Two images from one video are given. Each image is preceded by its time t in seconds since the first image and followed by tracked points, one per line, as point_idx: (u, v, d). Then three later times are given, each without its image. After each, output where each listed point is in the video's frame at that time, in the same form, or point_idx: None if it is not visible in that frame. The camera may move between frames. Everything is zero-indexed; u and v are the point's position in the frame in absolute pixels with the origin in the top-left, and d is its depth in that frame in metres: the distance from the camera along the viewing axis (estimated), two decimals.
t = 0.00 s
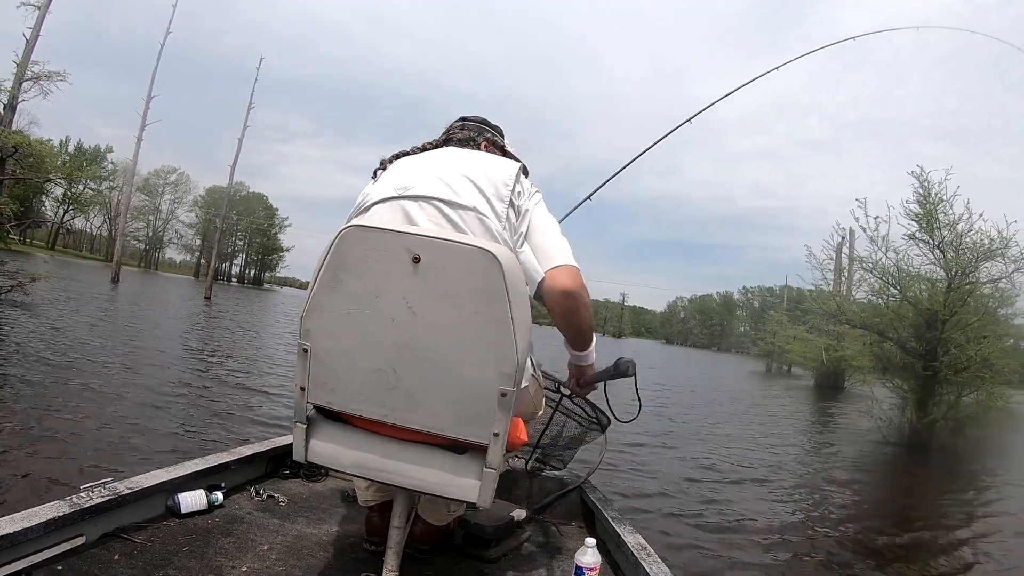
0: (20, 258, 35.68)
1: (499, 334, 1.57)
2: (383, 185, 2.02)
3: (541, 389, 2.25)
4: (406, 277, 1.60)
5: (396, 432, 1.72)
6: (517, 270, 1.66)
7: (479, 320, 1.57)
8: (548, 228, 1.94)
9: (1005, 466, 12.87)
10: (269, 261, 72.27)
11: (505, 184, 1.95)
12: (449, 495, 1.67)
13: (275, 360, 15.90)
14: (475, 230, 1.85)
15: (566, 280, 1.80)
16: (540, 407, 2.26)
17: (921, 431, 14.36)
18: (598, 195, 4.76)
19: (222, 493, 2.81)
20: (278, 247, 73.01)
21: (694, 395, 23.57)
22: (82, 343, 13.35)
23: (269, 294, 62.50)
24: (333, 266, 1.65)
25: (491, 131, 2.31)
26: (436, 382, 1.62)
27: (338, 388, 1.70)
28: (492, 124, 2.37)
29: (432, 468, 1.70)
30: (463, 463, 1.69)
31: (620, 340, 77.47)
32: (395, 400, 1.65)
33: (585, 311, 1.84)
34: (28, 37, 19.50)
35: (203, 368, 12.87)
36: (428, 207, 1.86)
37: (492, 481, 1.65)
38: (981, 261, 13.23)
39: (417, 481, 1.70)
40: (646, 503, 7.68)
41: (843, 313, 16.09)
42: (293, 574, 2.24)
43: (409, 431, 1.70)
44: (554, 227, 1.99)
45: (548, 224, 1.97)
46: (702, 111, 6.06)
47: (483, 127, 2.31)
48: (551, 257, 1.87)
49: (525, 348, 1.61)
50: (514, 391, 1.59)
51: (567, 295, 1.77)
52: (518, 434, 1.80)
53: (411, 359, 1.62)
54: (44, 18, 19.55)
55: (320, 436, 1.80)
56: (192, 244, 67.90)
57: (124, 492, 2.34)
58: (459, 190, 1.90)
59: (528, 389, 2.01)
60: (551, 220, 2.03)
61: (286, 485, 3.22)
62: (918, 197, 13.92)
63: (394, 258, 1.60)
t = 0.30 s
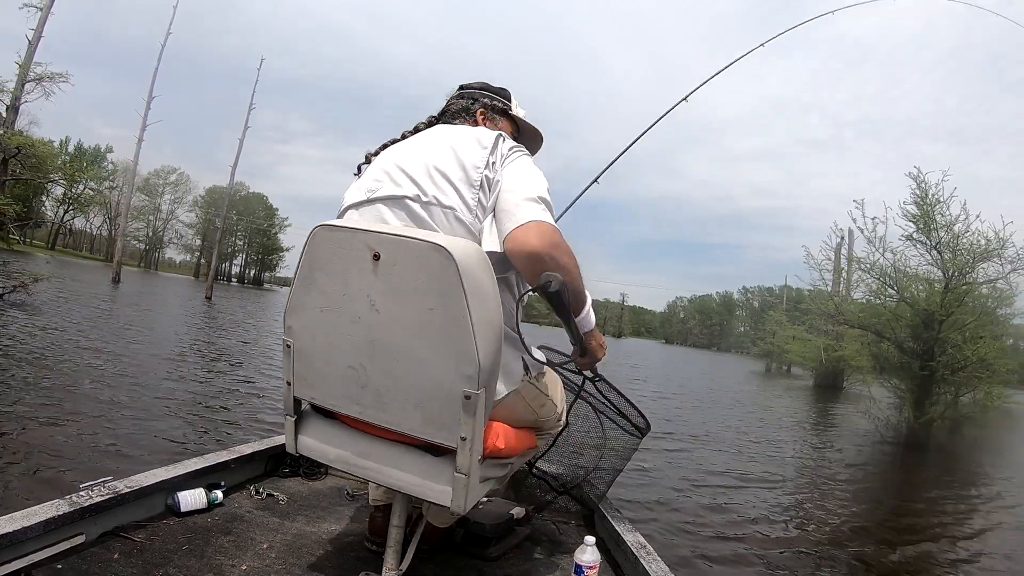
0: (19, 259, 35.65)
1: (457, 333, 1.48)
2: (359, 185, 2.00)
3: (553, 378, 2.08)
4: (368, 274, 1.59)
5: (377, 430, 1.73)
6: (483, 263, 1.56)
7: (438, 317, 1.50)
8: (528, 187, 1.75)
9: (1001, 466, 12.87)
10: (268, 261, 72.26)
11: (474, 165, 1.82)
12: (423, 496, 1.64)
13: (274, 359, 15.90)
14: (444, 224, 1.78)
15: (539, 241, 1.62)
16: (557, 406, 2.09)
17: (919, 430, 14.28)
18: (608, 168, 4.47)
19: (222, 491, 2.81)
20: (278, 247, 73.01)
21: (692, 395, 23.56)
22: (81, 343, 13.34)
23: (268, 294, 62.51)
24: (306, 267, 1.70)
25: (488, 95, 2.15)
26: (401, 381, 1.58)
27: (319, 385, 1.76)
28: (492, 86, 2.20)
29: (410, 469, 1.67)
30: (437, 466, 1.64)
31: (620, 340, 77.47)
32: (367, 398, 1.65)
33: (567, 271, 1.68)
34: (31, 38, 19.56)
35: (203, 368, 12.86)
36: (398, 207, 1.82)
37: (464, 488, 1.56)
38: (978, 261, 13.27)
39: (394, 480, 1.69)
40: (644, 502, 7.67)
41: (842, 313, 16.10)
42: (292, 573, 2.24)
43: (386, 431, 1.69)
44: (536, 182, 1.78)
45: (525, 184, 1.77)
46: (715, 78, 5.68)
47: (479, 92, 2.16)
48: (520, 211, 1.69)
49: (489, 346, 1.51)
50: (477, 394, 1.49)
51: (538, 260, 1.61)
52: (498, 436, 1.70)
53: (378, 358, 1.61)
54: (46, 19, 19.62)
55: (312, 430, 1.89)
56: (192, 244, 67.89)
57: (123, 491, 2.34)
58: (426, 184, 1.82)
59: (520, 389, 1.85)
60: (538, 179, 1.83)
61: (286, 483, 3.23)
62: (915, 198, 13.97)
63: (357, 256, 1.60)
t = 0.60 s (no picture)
0: (19, 259, 35.70)
1: (451, 334, 1.47)
2: (350, 184, 1.99)
3: (554, 380, 2.08)
4: (363, 274, 1.59)
5: (373, 430, 1.73)
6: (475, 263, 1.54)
7: (431, 319, 1.49)
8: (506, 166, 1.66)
9: (998, 465, 12.88)
10: (268, 261, 72.30)
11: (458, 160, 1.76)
12: (419, 496, 1.64)
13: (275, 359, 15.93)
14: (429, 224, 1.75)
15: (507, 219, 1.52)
16: (559, 406, 2.08)
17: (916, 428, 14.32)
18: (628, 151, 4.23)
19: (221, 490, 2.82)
20: (278, 247, 73.03)
21: (692, 394, 23.57)
22: (82, 343, 13.36)
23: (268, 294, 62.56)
24: (304, 267, 1.71)
25: (485, 77, 2.06)
26: (396, 381, 1.58)
27: (315, 384, 1.76)
28: (492, 67, 2.10)
29: (407, 470, 1.67)
30: (434, 466, 1.63)
31: (620, 340, 77.45)
32: (363, 397, 1.65)
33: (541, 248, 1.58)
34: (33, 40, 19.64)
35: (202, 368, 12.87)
36: (384, 207, 1.80)
37: (459, 489, 1.55)
38: (975, 262, 13.28)
39: (391, 480, 1.69)
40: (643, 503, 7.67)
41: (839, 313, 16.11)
42: (292, 571, 2.24)
43: (382, 432, 1.69)
44: (520, 164, 1.69)
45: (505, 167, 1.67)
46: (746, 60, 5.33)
47: (476, 74, 2.07)
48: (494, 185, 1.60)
49: (483, 347, 1.49)
50: (471, 396, 1.48)
51: (510, 239, 1.52)
52: (493, 438, 1.69)
53: (373, 358, 1.61)
54: (49, 22, 19.68)
55: (309, 429, 1.90)
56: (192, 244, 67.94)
57: (123, 489, 2.34)
58: (409, 183, 1.78)
59: (518, 391, 1.84)
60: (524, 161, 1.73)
61: (285, 482, 3.23)
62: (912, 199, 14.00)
63: (352, 255, 1.60)
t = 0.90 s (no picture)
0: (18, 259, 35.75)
1: (446, 334, 1.47)
2: (346, 182, 1.99)
3: (553, 380, 2.07)
4: (357, 274, 1.59)
5: (371, 430, 1.73)
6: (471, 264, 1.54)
7: (426, 318, 1.49)
8: (508, 175, 1.63)
9: (994, 465, 12.91)
10: (268, 261, 72.33)
11: (445, 162, 1.72)
12: (415, 496, 1.64)
13: (275, 359, 15.95)
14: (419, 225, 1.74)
15: (535, 235, 1.51)
16: (558, 405, 2.07)
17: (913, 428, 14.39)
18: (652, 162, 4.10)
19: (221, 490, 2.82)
20: (277, 248, 73.05)
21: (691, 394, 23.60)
22: (82, 343, 13.39)
23: (268, 294, 62.62)
24: (300, 267, 1.71)
25: (482, 72, 2.04)
26: (391, 381, 1.58)
27: (312, 384, 1.77)
28: (491, 61, 2.07)
29: (404, 470, 1.67)
30: (430, 465, 1.63)
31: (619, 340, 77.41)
32: (359, 398, 1.65)
33: (571, 262, 1.54)
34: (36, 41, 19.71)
35: (202, 368, 12.88)
36: (374, 210, 1.82)
37: (454, 488, 1.55)
38: (972, 262, 13.29)
39: (388, 481, 1.69)
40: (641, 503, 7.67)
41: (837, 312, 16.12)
42: (292, 572, 2.24)
43: (379, 431, 1.69)
44: (524, 172, 1.65)
45: (501, 173, 1.64)
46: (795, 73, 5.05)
47: (474, 68, 2.06)
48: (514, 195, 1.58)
49: (477, 348, 1.49)
50: (466, 396, 1.47)
51: (538, 254, 1.50)
52: (490, 437, 1.70)
53: (369, 358, 1.61)
54: (51, 23, 19.74)
55: (307, 429, 1.90)
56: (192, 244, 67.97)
57: (123, 489, 2.34)
58: (396, 187, 1.78)
59: (514, 391, 1.84)
60: (523, 167, 1.68)
61: (285, 482, 3.23)
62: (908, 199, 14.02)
63: (347, 255, 1.60)
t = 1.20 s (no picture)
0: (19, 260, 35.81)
1: (446, 334, 1.46)
2: (347, 185, 1.99)
3: (555, 383, 2.07)
4: (358, 274, 1.59)
5: (371, 431, 1.72)
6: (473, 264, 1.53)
7: (427, 319, 1.48)
8: (512, 183, 1.61)
9: (991, 465, 12.94)
10: (268, 262, 72.40)
11: (444, 163, 1.71)
12: (415, 496, 1.63)
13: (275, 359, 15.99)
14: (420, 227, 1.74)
15: (546, 250, 1.51)
16: (559, 407, 2.06)
17: (910, 426, 14.49)
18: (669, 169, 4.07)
19: (221, 492, 2.81)
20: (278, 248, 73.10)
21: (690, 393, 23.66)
22: (83, 343, 13.42)
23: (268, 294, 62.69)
24: (301, 266, 1.72)
25: (484, 72, 2.04)
26: (391, 380, 1.58)
27: (313, 384, 1.77)
28: (493, 62, 2.07)
29: (404, 471, 1.67)
30: (430, 466, 1.63)
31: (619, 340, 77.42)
32: (359, 398, 1.65)
33: (585, 274, 1.54)
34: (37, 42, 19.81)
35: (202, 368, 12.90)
36: (374, 213, 1.82)
37: (454, 489, 1.54)
38: (969, 262, 13.33)
39: (389, 481, 1.69)
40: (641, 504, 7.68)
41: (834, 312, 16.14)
42: (292, 574, 2.24)
43: (379, 431, 1.69)
44: (530, 179, 1.64)
45: (502, 179, 1.62)
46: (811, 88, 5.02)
47: (475, 69, 2.06)
48: (522, 209, 1.56)
49: (478, 348, 1.48)
50: (466, 396, 1.46)
51: (550, 269, 1.51)
52: (490, 438, 1.69)
53: (370, 359, 1.61)
54: (53, 25, 19.82)
55: (308, 428, 1.90)
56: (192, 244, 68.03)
57: (123, 491, 2.34)
58: (396, 189, 1.78)
59: (515, 392, 1.84)
60: (526, 171, 1.67)
61: (285, 483, 3.23)
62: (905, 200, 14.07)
63: (349, 255, 1.60)
